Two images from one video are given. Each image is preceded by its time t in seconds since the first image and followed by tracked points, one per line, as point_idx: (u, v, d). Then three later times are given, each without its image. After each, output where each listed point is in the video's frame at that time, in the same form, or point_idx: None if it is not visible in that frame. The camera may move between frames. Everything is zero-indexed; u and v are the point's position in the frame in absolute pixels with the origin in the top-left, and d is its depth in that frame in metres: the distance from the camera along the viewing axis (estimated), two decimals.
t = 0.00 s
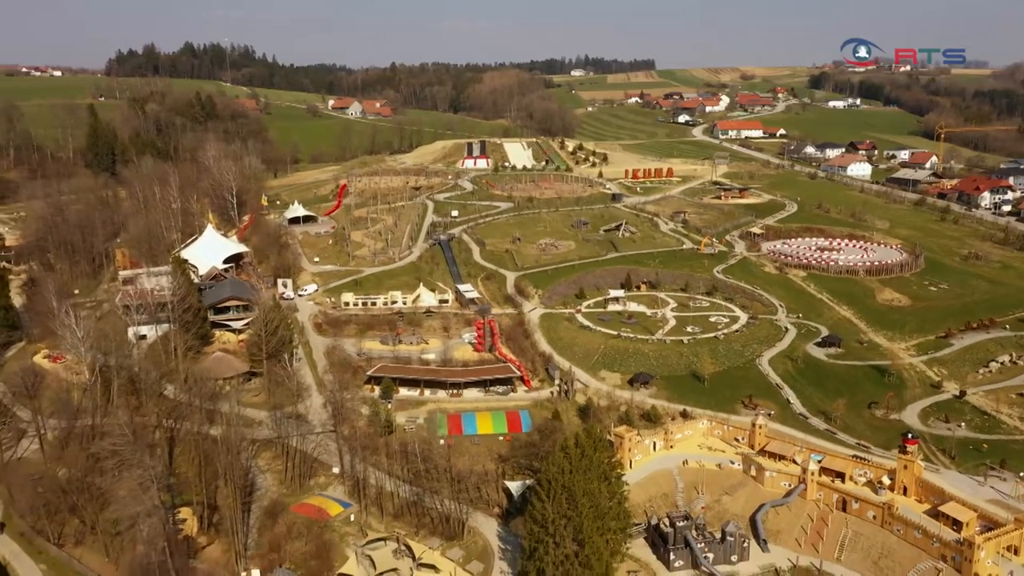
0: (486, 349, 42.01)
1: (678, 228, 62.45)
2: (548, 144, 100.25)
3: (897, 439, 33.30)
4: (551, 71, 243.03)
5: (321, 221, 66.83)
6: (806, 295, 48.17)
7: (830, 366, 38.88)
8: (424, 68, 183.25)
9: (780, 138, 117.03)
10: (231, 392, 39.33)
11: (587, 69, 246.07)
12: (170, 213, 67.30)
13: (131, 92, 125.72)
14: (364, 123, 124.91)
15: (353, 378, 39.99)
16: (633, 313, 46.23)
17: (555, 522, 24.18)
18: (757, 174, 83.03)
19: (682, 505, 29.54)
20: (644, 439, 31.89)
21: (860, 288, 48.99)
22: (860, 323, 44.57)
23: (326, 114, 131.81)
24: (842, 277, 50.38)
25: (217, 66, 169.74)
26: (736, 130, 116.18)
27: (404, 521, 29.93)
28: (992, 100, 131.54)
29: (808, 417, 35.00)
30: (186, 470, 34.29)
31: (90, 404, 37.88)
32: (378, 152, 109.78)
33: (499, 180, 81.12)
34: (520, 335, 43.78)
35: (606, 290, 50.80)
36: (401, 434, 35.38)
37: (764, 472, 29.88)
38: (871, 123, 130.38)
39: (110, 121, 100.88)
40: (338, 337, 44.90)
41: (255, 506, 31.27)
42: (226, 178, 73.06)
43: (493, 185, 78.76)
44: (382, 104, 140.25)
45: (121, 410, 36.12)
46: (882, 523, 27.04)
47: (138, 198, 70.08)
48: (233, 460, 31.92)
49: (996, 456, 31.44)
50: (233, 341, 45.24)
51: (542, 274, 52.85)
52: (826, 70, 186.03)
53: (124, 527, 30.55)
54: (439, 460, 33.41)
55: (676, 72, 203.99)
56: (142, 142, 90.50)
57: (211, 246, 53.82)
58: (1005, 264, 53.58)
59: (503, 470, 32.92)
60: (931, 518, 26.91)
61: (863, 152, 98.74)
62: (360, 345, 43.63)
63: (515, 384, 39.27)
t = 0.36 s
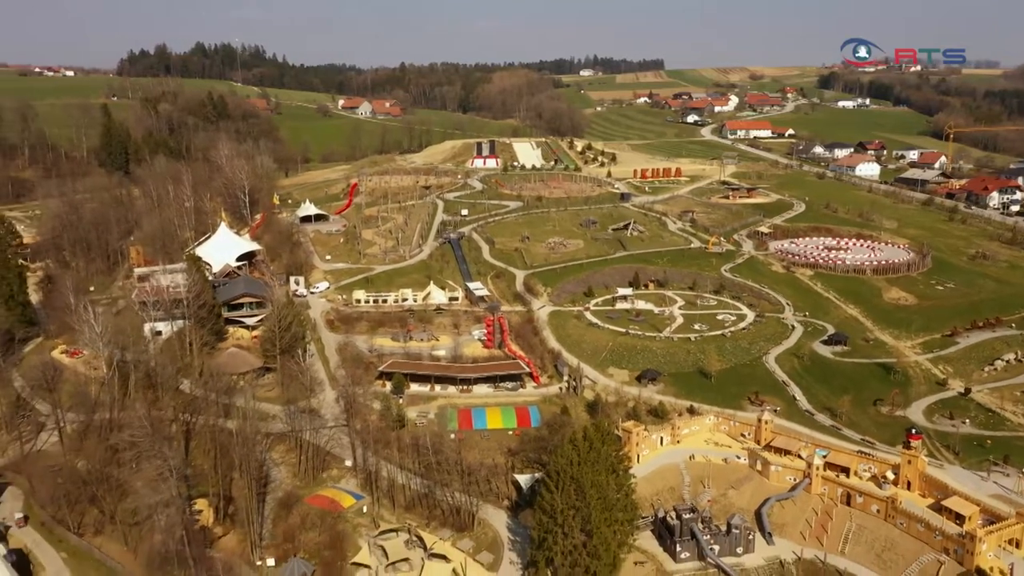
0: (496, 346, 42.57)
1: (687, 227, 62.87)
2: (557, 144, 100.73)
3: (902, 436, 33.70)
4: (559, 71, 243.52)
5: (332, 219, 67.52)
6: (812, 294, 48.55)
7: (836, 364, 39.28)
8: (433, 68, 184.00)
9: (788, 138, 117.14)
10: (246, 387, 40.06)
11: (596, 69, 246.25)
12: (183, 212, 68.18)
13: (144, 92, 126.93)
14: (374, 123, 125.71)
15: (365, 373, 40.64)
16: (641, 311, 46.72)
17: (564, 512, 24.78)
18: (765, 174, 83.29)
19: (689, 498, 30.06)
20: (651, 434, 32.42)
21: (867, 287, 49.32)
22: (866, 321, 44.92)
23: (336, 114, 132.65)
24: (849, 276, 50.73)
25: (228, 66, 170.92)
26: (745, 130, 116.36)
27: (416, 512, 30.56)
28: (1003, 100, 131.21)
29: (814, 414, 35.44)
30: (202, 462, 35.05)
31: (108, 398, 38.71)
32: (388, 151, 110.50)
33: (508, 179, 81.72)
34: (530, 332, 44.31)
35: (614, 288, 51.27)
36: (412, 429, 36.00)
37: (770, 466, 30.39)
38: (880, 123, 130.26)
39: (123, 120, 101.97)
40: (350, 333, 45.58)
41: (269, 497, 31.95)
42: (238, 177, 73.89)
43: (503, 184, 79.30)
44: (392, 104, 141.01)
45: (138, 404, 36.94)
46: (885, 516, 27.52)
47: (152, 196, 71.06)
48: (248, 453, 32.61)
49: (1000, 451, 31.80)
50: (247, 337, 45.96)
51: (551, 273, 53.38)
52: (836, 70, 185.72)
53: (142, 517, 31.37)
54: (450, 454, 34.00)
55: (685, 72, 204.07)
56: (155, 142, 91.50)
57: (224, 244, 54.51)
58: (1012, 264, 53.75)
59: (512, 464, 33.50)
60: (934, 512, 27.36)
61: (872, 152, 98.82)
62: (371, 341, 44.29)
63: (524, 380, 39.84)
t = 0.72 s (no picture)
0: (505, 343, 43.15)
1: (695, 226, 63.28)
2: (566, 144, 101.21)
3: (906, 432, 34.12)
4: (568, 71, 243.90)
5: (344, 218, 68.10)
6: (819, 293, 48.91)
7: (842, 361, 39.67)
8: (443, 68, 184.67)
9: (797, 138, 117.27)
10: (260, 381, 40.76)
11: (605, 69, 246.36)
12: (196, 210, 69.00)
13: (156, 92, 128.05)
14: (384, 123, 126.49)
15: (376, 368, 41.29)
16: (649, 309, 47.21)
17: (572, 504, 25.34)
18: (774, 174, 83.57)
19: (695, 492, 30.52)
20: (659, 429, 32.89)
21: (874, 286, 49.66)
22: (873, 319, 45.27)
23: (347, 113, 133.52)
24: (856, 275, 51.08)
25: (238, 66, 172.07)
26: (754, 130, 116.51)
27: (427, 505, 31.21)
28: (1013, 100, 130.92)
29: (819, 410, 35.87)
30: (217, 455, 35.76)
31: (125, 392, 39.50)
32: (398, 151, 111.25)
33: (518, 178, 82.24)
34: (539, 329, 44.84)
35: (623, 287, 51.78)
36: (423, 423, 36.61)
37: (775, 461, 30.84)
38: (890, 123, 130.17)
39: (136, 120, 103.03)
40: (361, 330, 46.25)
41: (284, 490, 32.61)
42: (250, 176, 74.72)
43: (512, 183, 79.87)
44: (402, 104, 141.76)
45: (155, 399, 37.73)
46: (889, 510, 27.92)
47: (165, 195, 72.05)
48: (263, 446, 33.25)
49: (1003, 448, 32.17)
50: (260, 334, 46.74)
51: (560, 271, 53.93)
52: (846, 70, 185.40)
53: (159, 509, 32.08)
54: (460, 447, 34.59)
55: (694, 72, 204.12)
56: (167, 141, 92.46)
57: (237, 242, 55.17)
58: (1020, 263, 53.91)
59: (522, 458, 34.09)
60: (937, 506, 27.73)
61: (881, 152, 98.91)
62: (382, 338, 44.93)
63: (533, 376, 40.40)
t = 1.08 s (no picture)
0: (515, 339, 43.72)
1: (703, 226, 63.67)
2: (575, 143, 101.73)
3: (911, 429, 34.52)
4: (577, 71, 244.47)
5: (354, 217, 68.55)
6: (827, 292, 49.24)
7: (848, 359, 40.01)
8: (452, 68, 185.43)
9: (807, 138, 117.38)
10: (274, 376, 41.47)
11: (615, 69, 246.66)
12: (209, 209, 69.88)
13: (168, 92, 129.22)
14: (394, 123, 127.25)
15: (388, 364, 41.90)
16: (657, 307, 47.70)
17: (581, 495, 25.89)
18: (782, 174, 83.85)
19: (702, 486, 31.05)
20: (666, 425, 33.41)
21: (881, 284, 49.99)
22: (879, 318, 45.62)
23: (357, 113, 134.40)
24: (863, 274, 51.42)
25: (249, 66, 173.25)
26: (763, 130, 116.68)
27: (437, 497, 31.83)
28: None
29: (826, 407, 36.27)
30: (232, 448, 36.46)
31: (141, 386, 40.26)
32: (408, 150, 112.02)
33: (527, 178, 82.76)
34: (548, 327, 45.39)
35: (631, 285, 52.24)
36: (434, 418, 37.23)
37: (781, 456, 31.33)
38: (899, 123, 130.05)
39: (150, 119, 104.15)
40: (372, 327, 46.88)
41: (298, 482, 33.31)
42: (262, 175, 75.55)
43: (522, 183, 80.44)
44: (411, 104, 142.50)
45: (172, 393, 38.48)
46: (893, 504, 28.41)
47: (179, 194, 73.01)
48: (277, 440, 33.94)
49: (1007, 444, 32.53)
50: (273, 330, 47.48)
51: (569, 269, 54.47)
52: (856, 70, 185.06)
53: (175, 500, 32.77)
54: (470, 442, 35.21)
55: (703, 72, 204.25)
56: (180, 140, 93.49)
57: (250, 240, 55.72)
58: None
59: (531, 452, 34.65)
60: (941, 500, 28.19)
61: (890, 152, 98.99)
62: (393, 335, 45.58)
63: (542, 372, 40.94)
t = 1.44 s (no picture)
0: (524, 337, 44.29)
1: (711, 225, 64.08)
2: (584, 143, 102.23)
3: (916, 426, 34.92)
4: (586, 71, 245.06)
5: (365, 216, 69.34)
6: (834, 291, 49.60)
7: (854, 357, 40.41)
8: (461, 68, 186.21)
9: (816, 138, 117.53)
10: (287, 372, 42.18)
11: (623, 69, 247.00)
12: (222, 207, 70.70)
13: (181, 92, 130.36)
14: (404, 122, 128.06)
15: (399, 360, 42.54)
16: (665, 305, 48.15)
17: (589, 488, 26.41)
18: (791, 174, 84.13)
19: (709, 480, 31.52)
20: (673, 420, 33.91)
21: (888, 284, 50.31)
22: (886, 317, 45.96)
23: (367, 113, 135.30)
24: (871, 274, 51.76)
25: (260, 66, 174.42)
26: (772, 130, 116.89)
27: (448, 490, 32.45)
28: None
29: (831, 404, 36.69)
30: (247, 441, 37.18)
31: (158, 381, 41.06)
32: (418, 150, 112.78)
33: (536, 178, 83.34)
34: (557, 324, 45.93)
35: (639, 283, 52.73)
36: (445, 413, 37.85)
37: (787, 451, 31.79)
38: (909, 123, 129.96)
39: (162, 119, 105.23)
40: (384, 324, 47.56)
41: (311, 474, 33.98)
42: (274, 174, 76.38)
43: (531, 182, 81.02)
44: (421, 104, 143.29)
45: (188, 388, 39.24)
46: (897, 499, 28.85)
47: (192, 194, 73.98)
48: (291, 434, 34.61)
49: (1012, 441, 32.91)
50: (286, 327, 48.17)
51: (578, 268, 54.98)
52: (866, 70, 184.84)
53: (191, 492, 33.49)
54: (481, 436, 35.79)
55: (713, 72, 204.40)
56: (193, 140, 94.45)
57: (263, 238, 56.55)
58: None
59: (540, 447, 35.22)
60: (944, 495, 28.60)
61: (899, 152, 99.11)
62: (404, 331, 46.22)
63: (551, 369, 41.48)
